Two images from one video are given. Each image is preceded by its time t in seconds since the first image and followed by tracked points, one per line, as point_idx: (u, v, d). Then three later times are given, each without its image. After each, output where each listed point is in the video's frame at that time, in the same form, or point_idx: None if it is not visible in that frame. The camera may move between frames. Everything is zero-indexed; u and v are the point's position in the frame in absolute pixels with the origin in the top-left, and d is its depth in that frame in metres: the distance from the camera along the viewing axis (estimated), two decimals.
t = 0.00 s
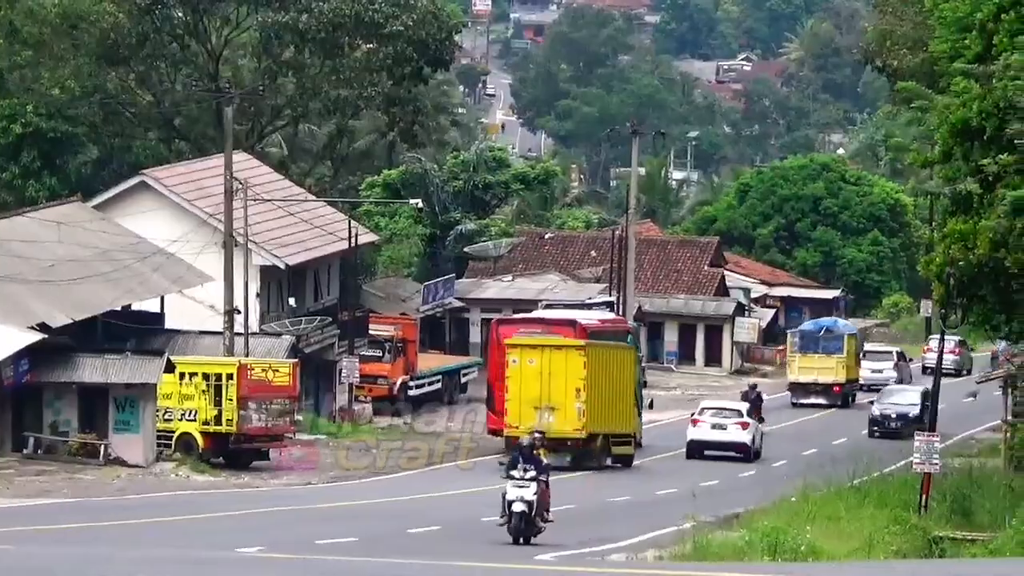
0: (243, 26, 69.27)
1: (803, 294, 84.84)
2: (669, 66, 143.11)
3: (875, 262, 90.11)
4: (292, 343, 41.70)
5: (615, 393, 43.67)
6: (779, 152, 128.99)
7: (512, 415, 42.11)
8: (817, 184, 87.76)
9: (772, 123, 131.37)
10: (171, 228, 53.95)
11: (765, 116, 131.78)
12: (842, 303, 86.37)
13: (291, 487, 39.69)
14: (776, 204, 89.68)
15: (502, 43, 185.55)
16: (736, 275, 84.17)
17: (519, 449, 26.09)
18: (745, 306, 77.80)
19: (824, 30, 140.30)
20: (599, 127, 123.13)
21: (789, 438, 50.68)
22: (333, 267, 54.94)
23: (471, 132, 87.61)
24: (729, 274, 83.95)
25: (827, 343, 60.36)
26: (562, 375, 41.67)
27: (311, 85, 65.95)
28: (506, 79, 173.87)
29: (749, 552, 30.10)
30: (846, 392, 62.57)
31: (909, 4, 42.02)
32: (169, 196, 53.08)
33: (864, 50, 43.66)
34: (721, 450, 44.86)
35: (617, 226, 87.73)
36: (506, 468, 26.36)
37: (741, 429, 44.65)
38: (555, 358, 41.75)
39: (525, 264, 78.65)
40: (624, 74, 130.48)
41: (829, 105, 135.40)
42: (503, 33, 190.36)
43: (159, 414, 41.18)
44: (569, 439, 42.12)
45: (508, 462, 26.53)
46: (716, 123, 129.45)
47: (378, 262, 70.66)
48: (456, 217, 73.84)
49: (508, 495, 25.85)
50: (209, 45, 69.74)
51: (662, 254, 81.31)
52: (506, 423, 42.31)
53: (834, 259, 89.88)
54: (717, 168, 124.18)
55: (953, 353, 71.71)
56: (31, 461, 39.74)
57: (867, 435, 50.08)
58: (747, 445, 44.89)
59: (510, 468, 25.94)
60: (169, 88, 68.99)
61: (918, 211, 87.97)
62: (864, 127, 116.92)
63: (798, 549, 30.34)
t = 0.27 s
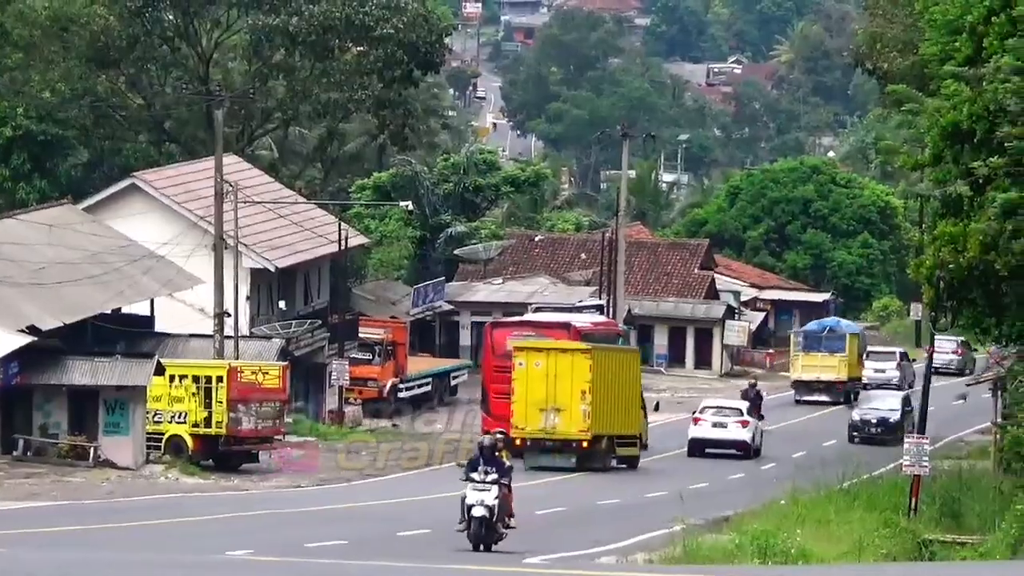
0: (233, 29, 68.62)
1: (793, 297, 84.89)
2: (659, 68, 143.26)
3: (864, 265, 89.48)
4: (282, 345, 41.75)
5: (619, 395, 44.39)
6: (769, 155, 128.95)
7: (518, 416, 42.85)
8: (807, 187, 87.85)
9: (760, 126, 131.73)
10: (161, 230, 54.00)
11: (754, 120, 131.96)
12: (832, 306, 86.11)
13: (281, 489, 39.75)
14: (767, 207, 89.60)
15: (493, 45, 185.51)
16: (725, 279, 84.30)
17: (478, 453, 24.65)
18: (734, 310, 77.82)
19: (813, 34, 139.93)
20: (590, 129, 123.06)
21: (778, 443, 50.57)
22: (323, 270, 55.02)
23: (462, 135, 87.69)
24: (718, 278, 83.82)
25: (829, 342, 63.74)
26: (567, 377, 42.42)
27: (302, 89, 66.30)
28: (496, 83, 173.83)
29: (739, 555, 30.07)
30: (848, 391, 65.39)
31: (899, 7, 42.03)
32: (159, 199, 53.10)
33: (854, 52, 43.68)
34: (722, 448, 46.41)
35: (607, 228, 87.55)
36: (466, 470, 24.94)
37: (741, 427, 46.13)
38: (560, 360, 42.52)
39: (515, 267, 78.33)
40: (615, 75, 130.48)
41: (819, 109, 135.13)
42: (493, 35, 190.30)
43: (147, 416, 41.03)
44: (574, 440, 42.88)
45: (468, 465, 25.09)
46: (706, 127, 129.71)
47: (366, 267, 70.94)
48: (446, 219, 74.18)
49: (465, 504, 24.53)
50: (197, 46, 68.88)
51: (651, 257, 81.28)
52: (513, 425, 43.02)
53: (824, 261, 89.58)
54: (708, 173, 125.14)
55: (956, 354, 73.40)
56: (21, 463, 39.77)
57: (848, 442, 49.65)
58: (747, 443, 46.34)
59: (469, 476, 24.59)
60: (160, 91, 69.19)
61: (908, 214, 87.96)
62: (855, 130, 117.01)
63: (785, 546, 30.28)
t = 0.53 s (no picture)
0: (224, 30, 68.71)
1: (781, 299, 85.00)
2: (649, 70, 143.50)
3: (854, 268, 89.44)
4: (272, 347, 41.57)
5: (626, 398, 44.69)
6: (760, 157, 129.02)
7: (526, 417, 43.18)
8: (797, 189, 87.81)
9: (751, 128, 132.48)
10: (151, 231, 53.97)
11: (744, 121, 132.90)
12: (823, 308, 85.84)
13: (271, 491, 39.75)
14: (757, 209, 89.62)
15: (482, 47, 185.64)
16: (717, 280, 83.67)
17: (438, 452, 22.98)
18: (725, 312, 78.10)
19: (803, 36, 139.82)
20: (580, 131, 123.02)
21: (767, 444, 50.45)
22: (313, 271, 54.95)
23: (452, 135, 87.72)
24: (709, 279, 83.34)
25: (834, 341, 65.59)
26: (575, 379, 42.78)
27: (292, 91, 66.20)
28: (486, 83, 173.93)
29: (728, 557, 30.04)
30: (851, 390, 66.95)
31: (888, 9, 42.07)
32: (149, 199, 53.06)
33: (845, 54, 43.69)
34: (722, 445, 47.30)
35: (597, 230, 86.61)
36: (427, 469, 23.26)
37: (742, 426, 47.07)
38: (568, 362, 42.90)
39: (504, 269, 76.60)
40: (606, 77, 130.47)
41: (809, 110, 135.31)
42: (484, 36, 190.64)
43: (138, 418, 40.99)
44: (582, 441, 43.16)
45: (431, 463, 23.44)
46: (696, 129, 130.31)
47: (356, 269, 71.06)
48: (436, 221, 74.58)
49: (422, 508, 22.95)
50: (189, 47, 68.82)
51: (642, 259, 81.33)
52: (521, 426, 43.37)
53: (814, 263, 89.59)
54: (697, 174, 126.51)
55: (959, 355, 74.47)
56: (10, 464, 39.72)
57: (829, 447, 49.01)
58: (747, 441, 47.30)
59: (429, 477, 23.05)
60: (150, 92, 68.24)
61: (898, 217, 88.00)
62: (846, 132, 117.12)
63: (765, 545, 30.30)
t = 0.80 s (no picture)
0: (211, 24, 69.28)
1: (779, 301, 84.15)
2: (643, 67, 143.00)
3: (853, 270, 88.30)
4: (259, 348, 40.86)
5: (636, 401, 43.93)
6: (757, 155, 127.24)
7: (536, 419, 42.39)
8: (795, 189, 87.02)
9: (748, 127, 132.27)
10: (136, 230, 53.21)
11: (741, 119, 132.85)
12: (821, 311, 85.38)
13: (258, 496, 38.91)
14: (754, 209, 88.82)
15: (474, 43, 185.18)
16: (712, 282, 83.34)
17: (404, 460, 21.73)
18: (722, 313, 77.23)
19: (801, 32, 139.10)
20: (574, 129, 122.22)
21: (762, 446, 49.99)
22: (301, 271, 54.14)
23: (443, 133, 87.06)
24: (705, 281, 83.12)
25: (847, 340, 65.96)
26: (586, 382, 42.01)
27: (279, 87, 65.14)
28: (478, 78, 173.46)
29: (724, 564, 29.18)
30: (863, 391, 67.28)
31: (889, 5, 41.29)
32: (135, 198, 52.32)
33: (845, 52, 42.90)
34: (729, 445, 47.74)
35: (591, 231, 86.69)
36: (386, 477, 21.76)
37: (749, 425, 47.51)
38: (580, 364, 42.12)
39: (497, 269, 77.85)
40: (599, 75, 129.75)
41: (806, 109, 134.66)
42: (477, 33, 189.88)
43: (123, 420, 40.23)
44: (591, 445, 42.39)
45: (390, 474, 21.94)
46: (692, 127, 129.49)
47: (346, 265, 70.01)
48: (428, 221, 73.66)
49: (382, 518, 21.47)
50: (176, 43, 69.14)
51: (637, 260, 80.97)
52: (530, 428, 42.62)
53: (813, 264, 88.29)
54: (693, 174, 125.35)
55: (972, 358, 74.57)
56: None
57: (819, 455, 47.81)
58: (754, 441, 47.76)
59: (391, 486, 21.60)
60: (134, 88, 68.49)
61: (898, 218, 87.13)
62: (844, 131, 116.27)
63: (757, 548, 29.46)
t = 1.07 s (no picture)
0: (185, 11, 66.39)
1: (777, 300, 82.42)
2: (636, 58, 141.51)
3: (856, 267, 86.36)
4: (235, 348, 39.26)
5: (648, 405, 43.08)
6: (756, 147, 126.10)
7: (544, 423, 41.67)
8: (793, 184, 85.41)
9: (745, 118, 130.32)
10: (108, 225, 51.90)
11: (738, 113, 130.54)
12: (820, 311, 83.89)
13: (234, 501, 37.30)
14: (751, 204, 87.09)
15: (461, 32, 183.63)
16: (707, 281, 81.81)
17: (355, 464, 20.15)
18: (717, 312, 75.62)
19: (802, 21, 137.60)
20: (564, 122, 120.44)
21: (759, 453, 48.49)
22: (279, 268, 52.71)
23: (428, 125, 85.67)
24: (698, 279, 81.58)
25: (864, 341, 65.67)
26: (596, 383, 41.26)
27: (258, 75, 63.47)
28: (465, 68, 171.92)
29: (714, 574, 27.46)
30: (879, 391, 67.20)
31: None
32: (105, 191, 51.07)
33: (845, 40, 41.28)
34: (736, 446, 48.33)
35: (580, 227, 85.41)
36: (337, 478, 20.16)
37: (756, 426, 48.10)
38: (590, 365, 41.40)
39: (483, 266, 76.77)
40: (590, 65, 128.13)
41: (806, 100, 133.05)
42: (463, 22, 188.48)
43: (93, 423, 38.76)
44: (601, 449, 41.57)
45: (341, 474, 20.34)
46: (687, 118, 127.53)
47: (327, 263, 68.69)
48: (411, 215, 72.79)
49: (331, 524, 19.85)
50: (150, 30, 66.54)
51: (629, 256, 79.38)
52: (539, 431, 41.82)
53: (812, 263, 86.55)
54: (688, 167, 121.53)
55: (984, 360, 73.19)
56: None
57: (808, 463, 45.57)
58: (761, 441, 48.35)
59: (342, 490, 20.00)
60: (107, 78, 66.02)
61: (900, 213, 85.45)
62: (844, 124, 114.51)
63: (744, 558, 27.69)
